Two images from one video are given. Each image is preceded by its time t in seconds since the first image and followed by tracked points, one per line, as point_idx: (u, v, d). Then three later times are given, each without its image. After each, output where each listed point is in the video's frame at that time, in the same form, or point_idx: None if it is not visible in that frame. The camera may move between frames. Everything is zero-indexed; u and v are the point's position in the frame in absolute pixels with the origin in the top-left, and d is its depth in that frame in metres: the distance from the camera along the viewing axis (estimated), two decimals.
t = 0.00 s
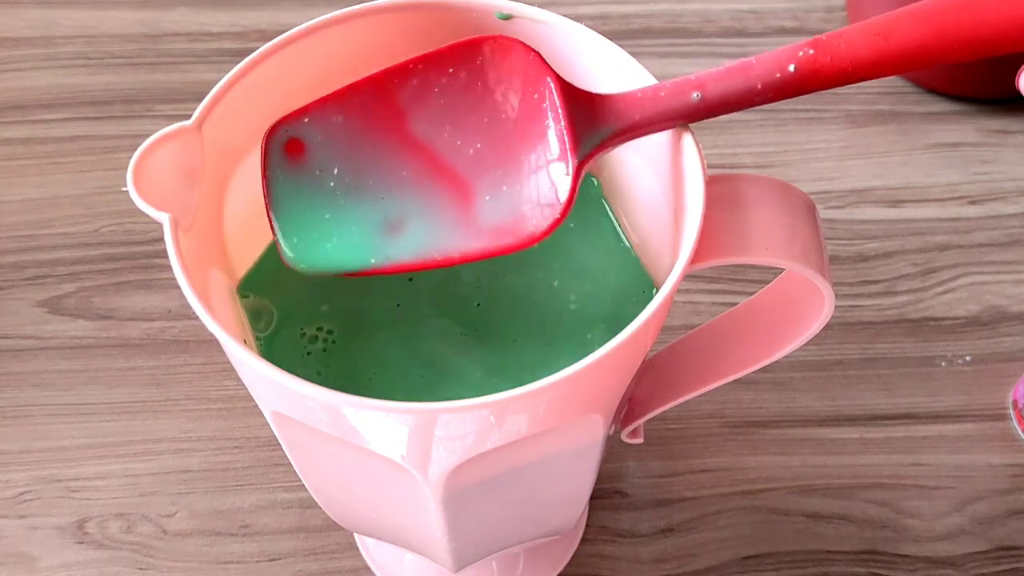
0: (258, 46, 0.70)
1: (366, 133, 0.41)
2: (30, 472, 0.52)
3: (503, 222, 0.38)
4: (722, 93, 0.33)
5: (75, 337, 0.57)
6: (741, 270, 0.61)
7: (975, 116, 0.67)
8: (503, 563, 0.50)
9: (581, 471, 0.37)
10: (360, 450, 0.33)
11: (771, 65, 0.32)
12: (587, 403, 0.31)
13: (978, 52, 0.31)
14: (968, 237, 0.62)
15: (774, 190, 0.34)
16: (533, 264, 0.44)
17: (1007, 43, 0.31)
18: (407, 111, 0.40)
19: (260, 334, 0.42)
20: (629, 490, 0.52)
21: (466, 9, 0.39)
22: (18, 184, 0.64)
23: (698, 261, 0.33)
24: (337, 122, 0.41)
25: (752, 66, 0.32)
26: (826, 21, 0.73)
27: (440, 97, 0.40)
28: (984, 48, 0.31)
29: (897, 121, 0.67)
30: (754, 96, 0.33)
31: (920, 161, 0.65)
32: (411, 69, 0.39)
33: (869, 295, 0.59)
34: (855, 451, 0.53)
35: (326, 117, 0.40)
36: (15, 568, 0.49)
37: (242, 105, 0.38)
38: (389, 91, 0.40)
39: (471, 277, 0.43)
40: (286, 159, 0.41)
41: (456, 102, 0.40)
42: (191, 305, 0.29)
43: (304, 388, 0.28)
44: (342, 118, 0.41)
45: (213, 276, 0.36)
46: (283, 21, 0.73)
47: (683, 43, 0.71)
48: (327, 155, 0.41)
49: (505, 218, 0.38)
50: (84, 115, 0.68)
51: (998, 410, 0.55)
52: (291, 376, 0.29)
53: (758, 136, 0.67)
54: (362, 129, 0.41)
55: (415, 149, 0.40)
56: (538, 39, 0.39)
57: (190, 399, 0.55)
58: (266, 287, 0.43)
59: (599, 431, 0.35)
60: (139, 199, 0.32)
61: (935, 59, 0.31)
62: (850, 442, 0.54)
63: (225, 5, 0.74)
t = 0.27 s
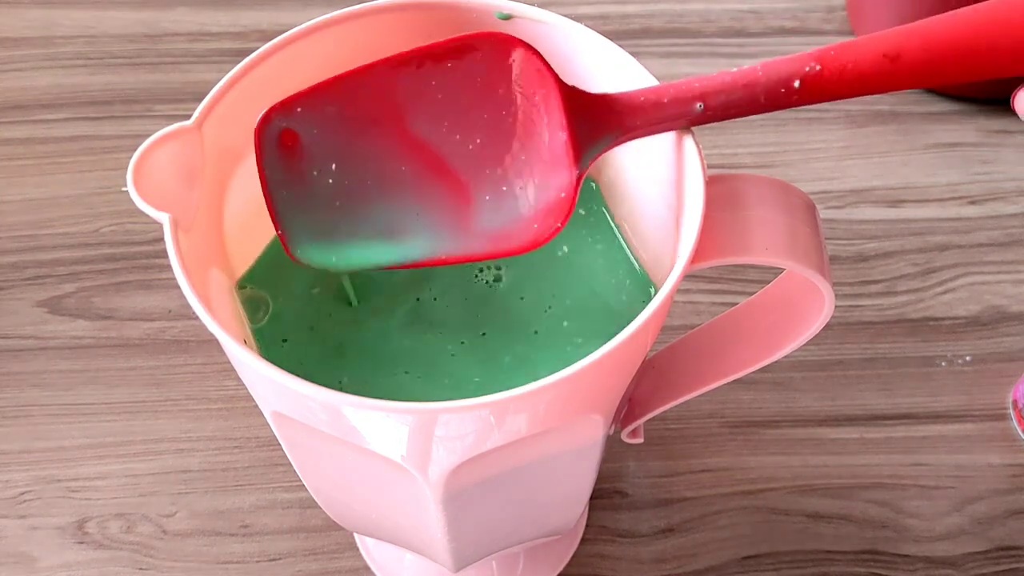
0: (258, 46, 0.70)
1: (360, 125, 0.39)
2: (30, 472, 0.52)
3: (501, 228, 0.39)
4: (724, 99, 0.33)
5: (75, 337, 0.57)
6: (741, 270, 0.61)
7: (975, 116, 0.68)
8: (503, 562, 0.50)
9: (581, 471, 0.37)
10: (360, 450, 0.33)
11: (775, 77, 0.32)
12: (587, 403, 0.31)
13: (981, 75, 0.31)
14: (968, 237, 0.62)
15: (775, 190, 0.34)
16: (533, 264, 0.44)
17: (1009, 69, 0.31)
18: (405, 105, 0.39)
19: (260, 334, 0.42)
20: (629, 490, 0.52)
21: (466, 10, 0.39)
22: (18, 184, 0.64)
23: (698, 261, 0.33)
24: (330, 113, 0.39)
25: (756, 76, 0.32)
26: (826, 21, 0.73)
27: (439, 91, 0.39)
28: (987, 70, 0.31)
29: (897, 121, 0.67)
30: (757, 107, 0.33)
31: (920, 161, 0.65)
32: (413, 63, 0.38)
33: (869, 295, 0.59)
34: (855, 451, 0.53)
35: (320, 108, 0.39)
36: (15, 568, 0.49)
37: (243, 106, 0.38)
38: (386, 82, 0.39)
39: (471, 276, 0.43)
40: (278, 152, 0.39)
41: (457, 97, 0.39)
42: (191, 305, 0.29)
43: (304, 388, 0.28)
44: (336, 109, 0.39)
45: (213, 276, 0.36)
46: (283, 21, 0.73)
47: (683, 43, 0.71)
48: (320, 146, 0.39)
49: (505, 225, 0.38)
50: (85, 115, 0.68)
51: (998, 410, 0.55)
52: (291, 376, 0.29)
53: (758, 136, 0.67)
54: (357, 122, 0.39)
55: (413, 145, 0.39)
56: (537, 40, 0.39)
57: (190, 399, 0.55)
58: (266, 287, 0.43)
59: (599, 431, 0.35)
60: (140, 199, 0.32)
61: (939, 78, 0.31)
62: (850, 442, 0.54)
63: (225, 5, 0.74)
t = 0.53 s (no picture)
0: (258, 46, 0.70)
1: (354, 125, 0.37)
2: (30, 472, 0.52)
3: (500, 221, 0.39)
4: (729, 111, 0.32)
5: (75, 337, 0.57)
6: (741, 270, 0.61)
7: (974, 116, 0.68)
8: (503, 562, 0.50)
9: (580, 470, 0.37)
10: (360, 450, 0.33)
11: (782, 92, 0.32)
12: (587, 403, 0.31)
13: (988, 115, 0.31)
14: (968, 237, 0.62)
15: (775, 191, 0.34)
16: (533, 264, 0.44)
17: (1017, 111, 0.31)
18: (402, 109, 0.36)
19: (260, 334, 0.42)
20: (629, 490, 0.52)
21: (466, 10, 0.39)
22: (18, 184, 0.64)
23: (698, 261, 0.33)
24: (322, 116, 0.37)
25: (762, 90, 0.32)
26: (826, 21, 0.73)
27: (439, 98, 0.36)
28: (996, 104, 0.31)
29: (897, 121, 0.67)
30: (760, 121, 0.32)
31: (920, 161, 0.65)
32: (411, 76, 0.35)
33: (869, 295, 0.59)
34: (855, 451, 0.53)
35: (310, 111, 0.37)
36: (15, 568, 0.49)
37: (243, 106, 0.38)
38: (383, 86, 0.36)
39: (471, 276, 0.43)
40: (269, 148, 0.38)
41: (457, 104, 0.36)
42: (191, 305, 0.29)
43: (304, 388, 0.28)
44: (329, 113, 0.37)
45: (212, 277, 0.36)
46: (283, 21, 0.73)
47: (683, 43, 0.71)
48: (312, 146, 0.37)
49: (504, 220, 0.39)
50: (85, 115, 0.68)
51: (998, 410, 0.55)
52: (291, 376, 0.29)
53: (758, 136, 0.67)
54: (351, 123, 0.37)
55: (411, 147, 0.37)
56: (535, 40, 0.39)
57: (190, 399, 0.55)
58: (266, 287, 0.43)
59: (599, 431, 0.35)
60: (140, 199, 0.32)
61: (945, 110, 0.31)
62: (850, 442, 0.54)
63: (225, 5, 0.74)
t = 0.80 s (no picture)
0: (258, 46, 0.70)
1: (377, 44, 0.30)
2: (30, 472, 0.52)
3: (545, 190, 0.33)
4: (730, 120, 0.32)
5: (75, 337, 0.57)
6: (741, 270, 0.61)
7: (974, 117, 0.68)
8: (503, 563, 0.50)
9: (580, 470, 0.37)
10: (359, 449, 0.33)
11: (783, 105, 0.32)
12: (586, 403, 0.31)
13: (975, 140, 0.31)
14: (968, 237, 0.62)
15: (775, 190, 0.34)
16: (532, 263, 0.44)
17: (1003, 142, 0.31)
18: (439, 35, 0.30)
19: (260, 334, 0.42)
20: (629, 490, 0.52)
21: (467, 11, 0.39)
22: (18, 184, 0.64)
23: (698, 261, 0.33)
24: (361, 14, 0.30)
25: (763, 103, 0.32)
26: (825, 21, 0.73)
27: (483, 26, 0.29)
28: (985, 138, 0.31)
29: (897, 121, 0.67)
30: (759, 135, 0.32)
31: (920, 161, 0.65)
32: None
33: (869, 295, 0.59)
34: (855, 451, 0.53)
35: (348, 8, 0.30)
36: (16, 568, 0.49)
37: (242, 107, 0.38)
38: None
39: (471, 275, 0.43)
40: (277, 73, 0.31)
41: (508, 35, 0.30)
42: (190, 305, 0.29)
43: (304, 388, 0.28)
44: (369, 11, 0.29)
45: (212, 277, 0.36)
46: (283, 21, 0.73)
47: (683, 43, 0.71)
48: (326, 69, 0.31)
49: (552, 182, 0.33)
50: (85, 115, 0.68)
51: (998, 410, 0.55)
52: (291, 376, 0.29)
53: (758, 136, 0.67)
54: (381, 57, 0.31)
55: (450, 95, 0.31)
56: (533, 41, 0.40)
57: (190, 399, 0.55)
58: (266, 287, 0.43)
59: (599, 431, 0.35)
60: (140, 199, 0.32)
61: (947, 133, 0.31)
62: (850, 442, 0.54)
63: (225, 5, 0.74)
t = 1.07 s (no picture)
0: (258, 46, 0.70)
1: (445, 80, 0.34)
2: (30, 472, 0.52)
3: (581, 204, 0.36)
4: (738, 100, 0.32)
5: (75, 337, 0.57)
6: (741, 270, 0.61)
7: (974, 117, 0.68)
8: (503, 563, 0.50)
9: (580, 471, 0.37)
10: (359, 449, 0.33)
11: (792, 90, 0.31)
12: (587, 403, 0.31)
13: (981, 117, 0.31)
14: (968, 238, 0.62)
15: (775, 190, 0.34)
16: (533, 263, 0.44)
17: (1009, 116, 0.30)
18: (504, 60, 0.33)
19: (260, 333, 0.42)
20: (630, 490, 0.52)
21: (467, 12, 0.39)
22: (18, 184, 0.64)
23: (698, 261, 0.33)
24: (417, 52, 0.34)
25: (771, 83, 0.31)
26: (825, 22, 0.73)
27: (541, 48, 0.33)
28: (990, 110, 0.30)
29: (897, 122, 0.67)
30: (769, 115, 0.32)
31: (920, 161, 0.65)
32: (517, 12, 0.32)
33: (869, 295, 0.59)
34: (855, 451, 0.53)
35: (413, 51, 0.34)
36: (15, 568, 0.49)
37: (241, 107, 0.38)
38: (487, 28, 0.32)
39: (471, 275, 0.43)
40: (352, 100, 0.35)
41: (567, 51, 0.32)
42: (190, 305, 0.29)
43: (304, 389, 0.28)
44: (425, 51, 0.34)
45: (212, 277, 0.36)
46: (283, 21, 0.73)
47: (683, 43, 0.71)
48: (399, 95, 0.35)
49: (583, 193, 0.36)
50: (85, 115, 0.68)
51: (998, 410, 0.55)
52: (291, 376, 0.29)
53: (758, 137, 0.67)
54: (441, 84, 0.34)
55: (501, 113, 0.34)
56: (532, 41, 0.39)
57: (190, 399, 0.55)
58: (266, 287, 0.43)
59: (599, 431, 0.35)
60: (140, 199, 0.32)
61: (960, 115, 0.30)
62: (850, 442, 0.54)
63: (225, 5, 0.74)
